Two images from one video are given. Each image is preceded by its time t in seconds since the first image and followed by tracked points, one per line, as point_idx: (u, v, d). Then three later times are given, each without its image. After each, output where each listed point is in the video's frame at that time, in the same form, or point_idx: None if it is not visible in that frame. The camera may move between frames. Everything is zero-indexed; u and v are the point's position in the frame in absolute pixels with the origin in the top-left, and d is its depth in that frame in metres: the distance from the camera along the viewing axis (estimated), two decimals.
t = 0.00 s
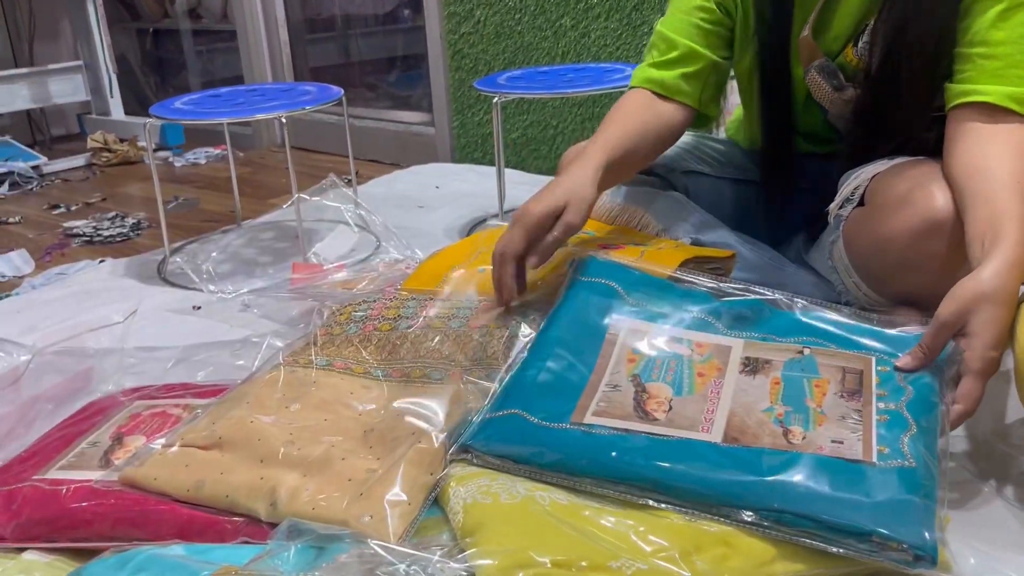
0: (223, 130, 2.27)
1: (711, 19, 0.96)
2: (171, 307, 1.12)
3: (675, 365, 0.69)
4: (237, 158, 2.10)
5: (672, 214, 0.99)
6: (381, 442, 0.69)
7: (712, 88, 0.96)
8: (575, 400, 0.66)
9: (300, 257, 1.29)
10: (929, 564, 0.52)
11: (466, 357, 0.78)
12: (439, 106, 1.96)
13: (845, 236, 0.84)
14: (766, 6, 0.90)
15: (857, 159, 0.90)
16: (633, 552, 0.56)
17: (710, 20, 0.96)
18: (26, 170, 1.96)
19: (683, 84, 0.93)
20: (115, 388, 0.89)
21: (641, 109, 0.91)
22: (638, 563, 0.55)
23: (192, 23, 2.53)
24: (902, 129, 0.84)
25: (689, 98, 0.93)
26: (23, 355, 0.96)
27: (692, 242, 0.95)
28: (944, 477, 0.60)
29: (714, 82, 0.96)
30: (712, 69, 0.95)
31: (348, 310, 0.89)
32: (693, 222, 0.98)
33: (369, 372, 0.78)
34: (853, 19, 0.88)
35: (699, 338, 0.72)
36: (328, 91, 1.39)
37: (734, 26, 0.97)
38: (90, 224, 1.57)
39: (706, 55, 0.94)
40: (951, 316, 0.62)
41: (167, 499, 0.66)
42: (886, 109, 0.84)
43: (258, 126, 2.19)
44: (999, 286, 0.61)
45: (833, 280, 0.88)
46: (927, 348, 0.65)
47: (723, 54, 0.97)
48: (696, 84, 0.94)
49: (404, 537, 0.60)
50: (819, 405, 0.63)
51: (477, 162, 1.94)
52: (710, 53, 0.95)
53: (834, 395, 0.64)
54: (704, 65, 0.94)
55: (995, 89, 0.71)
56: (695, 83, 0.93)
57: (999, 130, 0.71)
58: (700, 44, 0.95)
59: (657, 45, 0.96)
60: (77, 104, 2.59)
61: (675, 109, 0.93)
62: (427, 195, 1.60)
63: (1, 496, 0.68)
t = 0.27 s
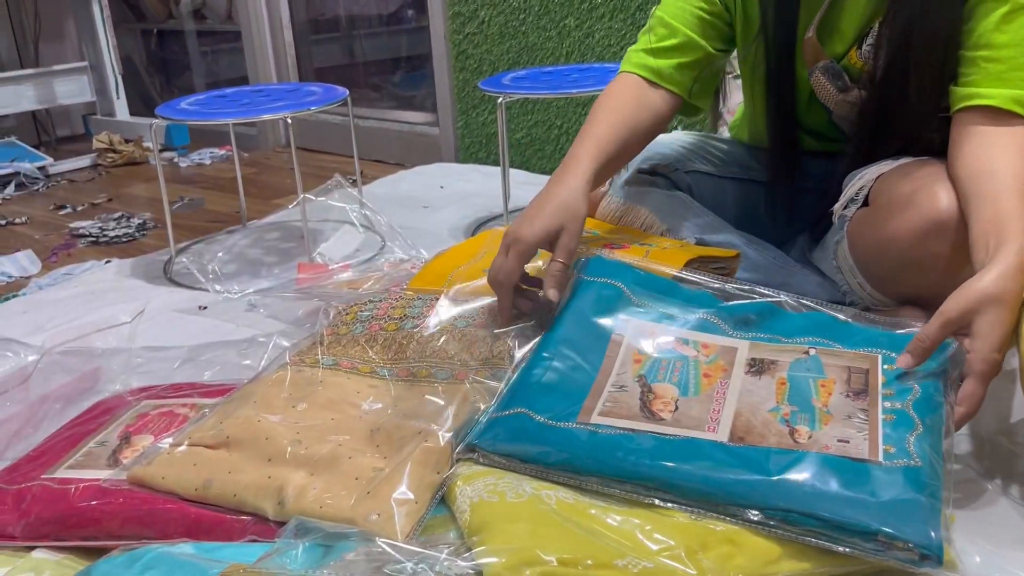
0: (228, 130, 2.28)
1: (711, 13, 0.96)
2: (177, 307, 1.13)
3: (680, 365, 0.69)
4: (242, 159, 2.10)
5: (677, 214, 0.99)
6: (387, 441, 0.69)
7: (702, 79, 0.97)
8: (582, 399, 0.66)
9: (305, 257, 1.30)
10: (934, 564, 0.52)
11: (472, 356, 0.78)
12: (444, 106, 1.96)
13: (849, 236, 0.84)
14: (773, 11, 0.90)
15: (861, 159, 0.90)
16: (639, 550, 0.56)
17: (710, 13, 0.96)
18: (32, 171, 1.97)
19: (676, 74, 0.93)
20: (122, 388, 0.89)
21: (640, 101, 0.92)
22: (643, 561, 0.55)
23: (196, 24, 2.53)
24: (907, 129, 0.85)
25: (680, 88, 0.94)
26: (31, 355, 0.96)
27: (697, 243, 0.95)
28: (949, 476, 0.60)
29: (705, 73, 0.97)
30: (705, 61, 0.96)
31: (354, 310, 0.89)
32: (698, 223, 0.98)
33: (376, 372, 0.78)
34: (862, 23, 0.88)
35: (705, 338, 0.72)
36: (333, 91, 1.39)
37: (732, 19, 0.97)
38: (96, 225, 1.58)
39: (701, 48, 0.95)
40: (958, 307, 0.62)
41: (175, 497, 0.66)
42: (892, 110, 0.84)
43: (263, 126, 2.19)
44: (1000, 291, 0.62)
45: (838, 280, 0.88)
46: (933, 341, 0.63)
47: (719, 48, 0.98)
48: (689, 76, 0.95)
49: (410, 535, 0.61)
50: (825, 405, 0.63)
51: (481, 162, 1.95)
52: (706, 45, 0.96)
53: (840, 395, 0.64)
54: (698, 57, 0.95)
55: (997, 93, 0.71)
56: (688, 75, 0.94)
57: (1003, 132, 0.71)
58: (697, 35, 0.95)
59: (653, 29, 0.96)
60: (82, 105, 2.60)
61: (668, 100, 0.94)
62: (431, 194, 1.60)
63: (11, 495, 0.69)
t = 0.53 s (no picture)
0: (228, 129, 2.27)
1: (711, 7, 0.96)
2: (175, 305, 1.12)
3: (680, 363, 0.68)
4: (242, 157, 2.10)
5: (678, 212, 0.99)
6: (383, 440, 0.68)
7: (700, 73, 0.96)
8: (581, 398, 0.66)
9: (304, 255, 1.29)
10: (935, 565, 0.52)
11: (469, 355, 0.78)
12: (444, 105, 1.95)
13: (850, 235, 0.84)
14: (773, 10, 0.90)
15: (863, 156, 0.90)
16: (636, 551, 0.55)
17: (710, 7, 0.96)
18: (31, 170, 1.96)
19: (675, 66, 0.93)
20: (119, 387, 0.89)
21: (639, 94, 0.90)
22: (641, 562, 0.54)
23: (197, 22, 2.53)
24: (909, 127, 0.84)
25: (679, 80, 0.93)
26: (28, 354, 0.96)
27: (697, 241, 0.94)
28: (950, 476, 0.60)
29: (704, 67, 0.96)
30: (708, 51, 0.95)
31: (351, 308, 0.89)
32: (698, 220, 0.97)
33: (373, 370, 0.78)
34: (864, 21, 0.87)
35: (705, 337, 0.71)
36: (332, 89, 1.38)
37: (732, 14, 0.97)
38: (95, 224, 1.58)
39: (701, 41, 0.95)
40: (960, 325, 0.61)
41: (170, 497, 0.66)
42: (893, 108, 0.84)
43: (263, 125, 2.19)
44: (998, 292, 0.61)
45: (839, 278, 0.87)
46: (944, 361, 0.63)
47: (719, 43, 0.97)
48: (689, 67, 0.94)
49: (407, 535, 0.60)
50: (826, 405, 0.63)
51: (481, 161, 1.94)
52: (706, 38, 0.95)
53: (841, 394, 0.64)
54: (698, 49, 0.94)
55: (1000, 87, 0.70)
56: (687, 67, 0.93)
57: (1004, 129, 0.70)
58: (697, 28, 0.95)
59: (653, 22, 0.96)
60: (83, 104, 2.60)
61: (666, 92, 0.92)
62: (431, 193, 1.59)
63: (5, 495, 0.68)
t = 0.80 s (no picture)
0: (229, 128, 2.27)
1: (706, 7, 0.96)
2: (175, 305, 1.12)
3: (680, 362, 0.68)
4: (242, 156, 2.10)
5: (677, 211, 0.98)
6: (381, 439, 0.68)
7: (695, 72, 0.96)
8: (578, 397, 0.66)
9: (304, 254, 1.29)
10: (933, 566, 0.52)
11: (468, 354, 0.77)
12: (444, 103, 1.95)
13: (849, 234, 0.83)
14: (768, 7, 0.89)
15: (863, 154, 0.89)
16: (634, 551, 0.55)
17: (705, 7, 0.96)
18: (32, 169, 1.97)
19: (668, 66, 0.93)
20: (118, 386, 0.89)
21: (632, 94, 0.90)
22: (639, 561, 0.54)
23: (197, 21, 2.53)
24: (909, 127, 0.84)
25: (672, 80, 0.93)
26: (26, 353, 0.96)
27: (696, 240, 0.94)
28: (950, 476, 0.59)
29: (699, 67, 0.96)
30: (702, 51, 0.95)
31: (350, 307, 0.89)
32: (697, 219, 0.97)
33: (371, 369, 0.78)
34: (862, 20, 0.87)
35: (706, 337, 0.71)
36: (332, 88, 1.38)
37: (728, 13, 0.97)
38: (95, 223, 1.58)
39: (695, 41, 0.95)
40: (959, 329, 0.61)
41: (168, 497, 0.66)
42: (892, 108, 0.83)
43: (264, 124, 2.19)
44: (996, 293, 0.60)
45: (838, 276, 0.87)
46: (942, 365, 0.63)
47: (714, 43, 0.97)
48: (682, 66, 0.93)
49: (405, 535, 0.60)
50: (825, 405, 0.62)
51: (481, 159, 1.94)
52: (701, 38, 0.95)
53: (841, 395, 0.63)
54: (691, 49, 0.94)
55: (1002, 85, 0.70)
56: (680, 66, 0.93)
57: (1004, 128, 0.69)
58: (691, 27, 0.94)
59: (648, 23, 0.96)
60: (83, 103, 2.60)
61: (659, 95, 0.93)
62: (431, 192, 1.59)
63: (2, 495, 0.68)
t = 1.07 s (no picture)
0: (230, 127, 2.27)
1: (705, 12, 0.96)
2: (178, 304, 1.12)
3: (691, 358, 0.67)
4: (244, 155, 2.10)
5: (682, 210, 0.98)
6: (387, 437, 0.69)
7: (698, 76, 0.96)
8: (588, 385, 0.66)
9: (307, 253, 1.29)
10: (934, 572, 0.52)
11: (473, 352, 0.78)
12: (445, 102, 1.95)
13: (853, 234, 0.83)
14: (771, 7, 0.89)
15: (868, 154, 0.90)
16: (640, 549, 0.55)
17: (704, 12, 0.96)
18: (34, 168, 1.97)
19: (665, 71, 0.93)
20: (123, 385, 0.89)
21: (630, 99, 0.91)
22: (647, 561, 0.54)
23: (198, 20, 2.53)
24: (913, 127, 0.84)
25: (671, 84, 0.93)
26: (31, 352, 0.96)
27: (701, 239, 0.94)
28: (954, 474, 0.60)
29: (700, 71, 0.96)
30: (703, 55, 0.96)
31: (354, 306, 0.89)
32: (702, 219, 0.97)
33: (376, 368, 0.78)
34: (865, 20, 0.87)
35: (717, 334, 0.70)
36: (334, 87, 1.38)
37: (729, 17, 0.97)
38: (98, 222, 1.58)
39: (694, 45, 0.95)
40: (970, 339, 0.61)
41: (174, 496, 0.66)
42: (898, 108, 0.83)
43: (266, 122, 2.19)
44: (999, 299, 0.61)
45: (842, 276, 0.87)
46: (959, 377, 0.62)
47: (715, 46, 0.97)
48: (680, 70, 0.94)
49: (411, 533, 0.60)
50: (834, 407, 0.62)
51: (483, 158, 1.94)
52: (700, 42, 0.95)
53: (851, 397, 0.63)
54: (691, 55, 0.95)
55: (1006, 84, 0.70)
56: (679, 70, 0.94)
57: (1007, 129, 0.70)
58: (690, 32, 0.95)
59: (646, 31, 0.97)
60: (85, 102, 2.60)
61: (657, 100, 0.93)
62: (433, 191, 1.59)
63: (9, 494, 0.68)
